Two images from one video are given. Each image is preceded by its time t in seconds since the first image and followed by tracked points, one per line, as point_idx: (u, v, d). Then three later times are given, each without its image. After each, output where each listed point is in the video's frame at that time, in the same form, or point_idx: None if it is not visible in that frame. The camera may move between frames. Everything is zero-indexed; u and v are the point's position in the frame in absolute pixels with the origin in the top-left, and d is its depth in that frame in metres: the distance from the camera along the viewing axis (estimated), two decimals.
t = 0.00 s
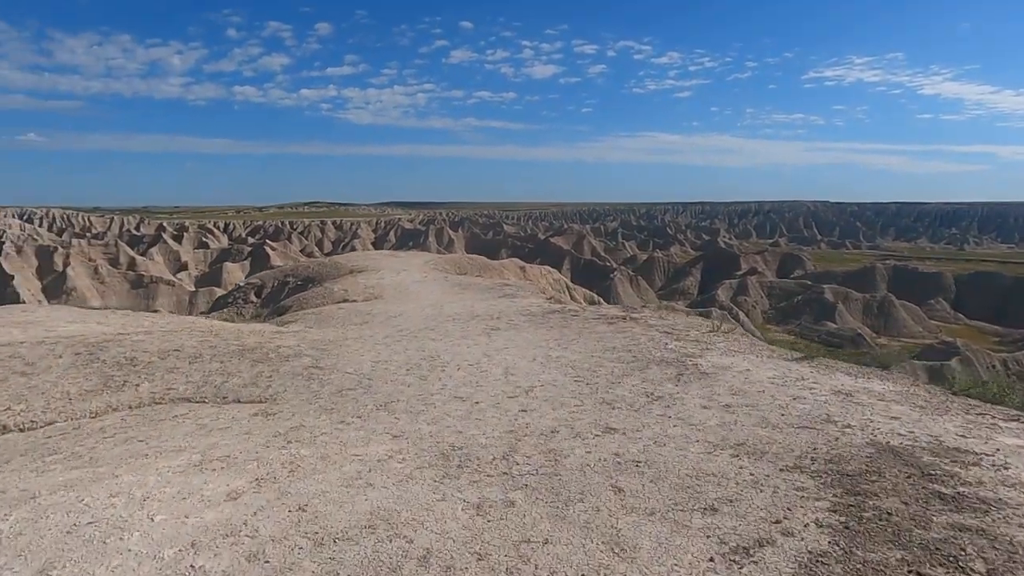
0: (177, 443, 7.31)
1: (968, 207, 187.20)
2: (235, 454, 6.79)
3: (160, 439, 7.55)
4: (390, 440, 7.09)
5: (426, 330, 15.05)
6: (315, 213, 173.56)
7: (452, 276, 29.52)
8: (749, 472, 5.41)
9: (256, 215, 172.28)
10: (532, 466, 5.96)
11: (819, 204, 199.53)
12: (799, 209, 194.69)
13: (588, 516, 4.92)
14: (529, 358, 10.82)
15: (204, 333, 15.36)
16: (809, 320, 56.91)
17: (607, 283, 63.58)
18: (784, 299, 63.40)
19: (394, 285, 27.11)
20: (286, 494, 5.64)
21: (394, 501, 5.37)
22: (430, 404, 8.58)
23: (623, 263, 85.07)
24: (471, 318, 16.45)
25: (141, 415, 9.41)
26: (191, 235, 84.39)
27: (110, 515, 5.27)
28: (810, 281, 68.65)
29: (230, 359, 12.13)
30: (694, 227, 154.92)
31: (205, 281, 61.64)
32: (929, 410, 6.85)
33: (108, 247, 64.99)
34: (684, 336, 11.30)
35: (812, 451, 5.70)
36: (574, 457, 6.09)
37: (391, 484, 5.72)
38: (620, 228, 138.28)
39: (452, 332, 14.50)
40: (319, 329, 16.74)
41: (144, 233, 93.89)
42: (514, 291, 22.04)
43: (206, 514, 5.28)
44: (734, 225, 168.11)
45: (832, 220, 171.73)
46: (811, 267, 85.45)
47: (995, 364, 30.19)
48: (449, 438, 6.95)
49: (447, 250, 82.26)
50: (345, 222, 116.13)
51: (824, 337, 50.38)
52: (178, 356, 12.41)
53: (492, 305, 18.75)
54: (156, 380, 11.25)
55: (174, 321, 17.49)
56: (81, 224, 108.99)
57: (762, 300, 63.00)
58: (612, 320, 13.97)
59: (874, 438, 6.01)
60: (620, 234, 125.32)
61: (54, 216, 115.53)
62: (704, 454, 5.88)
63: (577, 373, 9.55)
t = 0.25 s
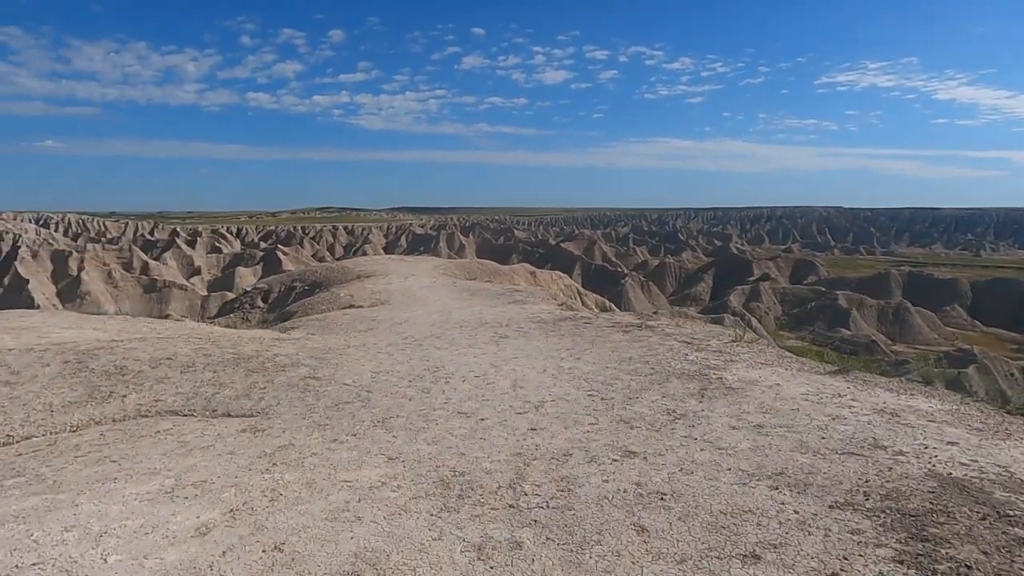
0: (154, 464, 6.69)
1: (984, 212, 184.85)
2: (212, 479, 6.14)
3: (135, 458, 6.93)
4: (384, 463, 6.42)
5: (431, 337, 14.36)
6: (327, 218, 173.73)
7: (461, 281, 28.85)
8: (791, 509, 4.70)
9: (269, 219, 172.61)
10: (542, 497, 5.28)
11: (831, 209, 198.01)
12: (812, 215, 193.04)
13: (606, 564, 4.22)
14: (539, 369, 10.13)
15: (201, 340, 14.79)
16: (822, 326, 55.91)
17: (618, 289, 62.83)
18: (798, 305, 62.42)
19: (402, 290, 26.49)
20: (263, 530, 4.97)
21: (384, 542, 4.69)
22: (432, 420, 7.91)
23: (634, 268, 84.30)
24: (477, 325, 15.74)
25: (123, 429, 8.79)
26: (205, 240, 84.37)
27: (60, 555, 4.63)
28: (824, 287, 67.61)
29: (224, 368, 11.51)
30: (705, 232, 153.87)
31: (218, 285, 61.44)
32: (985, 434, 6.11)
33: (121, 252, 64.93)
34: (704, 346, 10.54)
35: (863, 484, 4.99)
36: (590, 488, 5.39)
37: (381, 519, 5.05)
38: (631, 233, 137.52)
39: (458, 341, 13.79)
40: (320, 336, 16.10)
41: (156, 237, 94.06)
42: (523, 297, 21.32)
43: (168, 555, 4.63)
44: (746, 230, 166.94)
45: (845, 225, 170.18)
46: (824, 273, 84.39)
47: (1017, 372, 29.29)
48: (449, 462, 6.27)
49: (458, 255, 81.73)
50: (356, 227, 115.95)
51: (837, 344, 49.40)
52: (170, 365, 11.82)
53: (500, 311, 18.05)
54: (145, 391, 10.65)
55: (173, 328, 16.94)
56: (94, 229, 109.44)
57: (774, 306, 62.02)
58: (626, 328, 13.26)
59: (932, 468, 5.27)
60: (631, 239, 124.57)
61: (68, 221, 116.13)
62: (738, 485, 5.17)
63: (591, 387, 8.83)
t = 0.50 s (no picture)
0: (116, 488, 6.05)
1: (997, 208, 182.68)
2: (175, 506, 5.48)
3: (96, 480, 6.29)
4: (370, 487, 5.74)
5: (431, 339, 13.67)
6: (337, 214, 173.35)
7: (467, 278, 28.17)
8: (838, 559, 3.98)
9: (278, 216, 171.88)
10: (544, 535, 4.58)
11: (842, 205, 196.26)
12: (823, 211, 191.31)
13: None
14: (544, 376, 9.42)
15: (193, 340, 14.17)
16: (833, 324, 54.96)
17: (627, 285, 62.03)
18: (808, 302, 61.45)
19: (405, 287, 25.83)
20: None
21: None
22: (426, 434, 7.23)
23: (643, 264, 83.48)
24: (479, 326, 15.06)
25: (96, 441, 8.17)
26: (214, 235, 84.06)
27: None
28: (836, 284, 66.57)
29: (211, 373, 10.86)
30: (715, 228, 152.71)
31: (228, 281, 61.13)
32: None
33: (131, 247, 64.63)
34: (721, 350, 9.79)
35: (919, 526, 4.28)
36: (600, 524, 4.68)
37: (357, 562, 4.38)
38: (640, 229, 136.58)
39: (460, 343, 13.09)
40: (317, 336, 15.46)
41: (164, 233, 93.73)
42: (530, 295, 20.60)
43: None
44: (756, 226, 165.63)
45: (856, 221, 168.56)
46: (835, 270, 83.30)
47: None
48: (442, 487, 5.58)
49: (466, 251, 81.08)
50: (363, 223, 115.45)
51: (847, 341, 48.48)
52: (155, 369, 11.20)
53: (504, 311, 17.35)
54: (127, 397, 10.04)
55: (167, 328, 16.34)
56: (102, 225, 109.30)
57: (784, 303, 61.06)
58: (637, 330, 12.52)
59: (995, 505, 4.55)
60: (640, 235, 123.65)
61: (76, 216, 116.13)
62: (771, 524, 4.46)
63: (601, 397, 8.11)
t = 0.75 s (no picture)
0: (91, 512, 5.45)
1: None
2: (152, 538, 4.85)
3: (71, 501, 5.69)
4: (372, 519, 5.06)
5: (448, 342, 12.98)
6: (361, 213, 173.76)
7: (488, 278, 27.48)
8: None
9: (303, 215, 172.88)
10: None
11: (871, 205, 192.70)
12: (851, 211, 187.88)
13: None
14: (569, 385, 8.66)
15: (202, 342, 13.64)
16: (861, 325, 53.50)
17: (650, 285, 60.97)
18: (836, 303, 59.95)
19: (425, 288, 25.21)
20: None
21: None
22: (438, 452, 6.52)
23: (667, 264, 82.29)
24: (499, 329, 14.33)
25: (86, 452, 7.61)
26: (241, 234, 84.41)
27: None
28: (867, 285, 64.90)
29: (216, 377, 10.28)
30: (740, 228, 150.63)
31: (255, 279, 61.20)
32: None
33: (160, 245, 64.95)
34: (761, 358, 8.96)
35: None
36: None
37: None
38: (664, 228, 135.06)
39: (479, 347, 12.37)
40: (331, 338, 14.86)
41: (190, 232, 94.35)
42: (553, 296, 19.86)
43: None
44: (782, 226, 163.15)
45: (886, 221, 165.31)
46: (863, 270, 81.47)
47: None
48: (453, 521, 4.88)
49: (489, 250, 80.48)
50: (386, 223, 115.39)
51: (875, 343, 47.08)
52: (158, 372, 10.64)
53: (526, 312, 16.62)
54: (126, 403, 9.48)
55: (178, 330, 15.86)
56: (129, 224, 110.42)
57: (812, 304, 59.60)
58: (667, 335, 11.70)
59: None
60: (664, 235, 122.22)
61: (104, 215, 117.44)
62: None
63: (633, 411, 7.36)
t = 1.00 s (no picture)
0: (57, 552, 4.82)
1: None
2: None
3: (37, 537, 5.07)
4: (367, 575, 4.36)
5: (468, 351, 12.26)
6: (389, 217, 174.10)
7: (513, 282, 26.77)
8: None
9: (332, 218, 173.88)
10: None
11: (907, 207, 188.32)
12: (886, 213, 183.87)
13: None
14: (597, 404, 7.89)
15: (214, 349, 13.11)
16: (897, 331, 51.79)
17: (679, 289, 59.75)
18: (871, 308, 58.21)
19: (448, 291, 24.58)
20: None
21: None
22: (450, 483, 5.81)
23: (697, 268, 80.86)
24: (523, 337, 13.58)
25: (72, 472, 7.06)
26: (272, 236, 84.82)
27: None
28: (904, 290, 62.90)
29: (221, 388, 9.67)
30: (772, 231, 148.14)
31: (285, 281, 61.31)
32: None
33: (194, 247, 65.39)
34: (810, 374, 8.09)
35: None
36: None
37: None
38: (694, 232, 133.18)
39: (500, 357, 11.63)
40: (347, 345, 14.23)
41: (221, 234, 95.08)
42: (579, 302, 19.07)
43: None
44: (815, 229, 160.09)
45: (923, 224, 161.26)
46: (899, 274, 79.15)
47: None
48: None
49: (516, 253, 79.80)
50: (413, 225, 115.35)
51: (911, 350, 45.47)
52: (163, 381, 10.11)
53: (551, 319, 15.85)
54: (125, 416, 8.91)
55: (192, 335, 15.37)
56: (161, 226, 111.71)
57: (845, 308, 57.88)
58: (703, 346, 10.85)
59: None
60: (694, 238, 120.59)
61: (137, 217, 118.97)
62: None
63: (669, 436, 6.57)
